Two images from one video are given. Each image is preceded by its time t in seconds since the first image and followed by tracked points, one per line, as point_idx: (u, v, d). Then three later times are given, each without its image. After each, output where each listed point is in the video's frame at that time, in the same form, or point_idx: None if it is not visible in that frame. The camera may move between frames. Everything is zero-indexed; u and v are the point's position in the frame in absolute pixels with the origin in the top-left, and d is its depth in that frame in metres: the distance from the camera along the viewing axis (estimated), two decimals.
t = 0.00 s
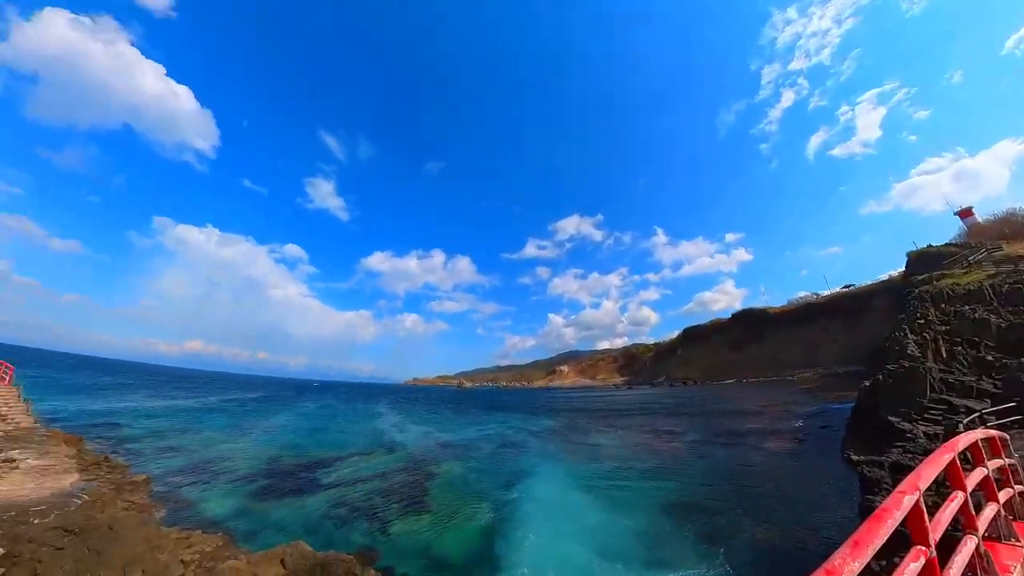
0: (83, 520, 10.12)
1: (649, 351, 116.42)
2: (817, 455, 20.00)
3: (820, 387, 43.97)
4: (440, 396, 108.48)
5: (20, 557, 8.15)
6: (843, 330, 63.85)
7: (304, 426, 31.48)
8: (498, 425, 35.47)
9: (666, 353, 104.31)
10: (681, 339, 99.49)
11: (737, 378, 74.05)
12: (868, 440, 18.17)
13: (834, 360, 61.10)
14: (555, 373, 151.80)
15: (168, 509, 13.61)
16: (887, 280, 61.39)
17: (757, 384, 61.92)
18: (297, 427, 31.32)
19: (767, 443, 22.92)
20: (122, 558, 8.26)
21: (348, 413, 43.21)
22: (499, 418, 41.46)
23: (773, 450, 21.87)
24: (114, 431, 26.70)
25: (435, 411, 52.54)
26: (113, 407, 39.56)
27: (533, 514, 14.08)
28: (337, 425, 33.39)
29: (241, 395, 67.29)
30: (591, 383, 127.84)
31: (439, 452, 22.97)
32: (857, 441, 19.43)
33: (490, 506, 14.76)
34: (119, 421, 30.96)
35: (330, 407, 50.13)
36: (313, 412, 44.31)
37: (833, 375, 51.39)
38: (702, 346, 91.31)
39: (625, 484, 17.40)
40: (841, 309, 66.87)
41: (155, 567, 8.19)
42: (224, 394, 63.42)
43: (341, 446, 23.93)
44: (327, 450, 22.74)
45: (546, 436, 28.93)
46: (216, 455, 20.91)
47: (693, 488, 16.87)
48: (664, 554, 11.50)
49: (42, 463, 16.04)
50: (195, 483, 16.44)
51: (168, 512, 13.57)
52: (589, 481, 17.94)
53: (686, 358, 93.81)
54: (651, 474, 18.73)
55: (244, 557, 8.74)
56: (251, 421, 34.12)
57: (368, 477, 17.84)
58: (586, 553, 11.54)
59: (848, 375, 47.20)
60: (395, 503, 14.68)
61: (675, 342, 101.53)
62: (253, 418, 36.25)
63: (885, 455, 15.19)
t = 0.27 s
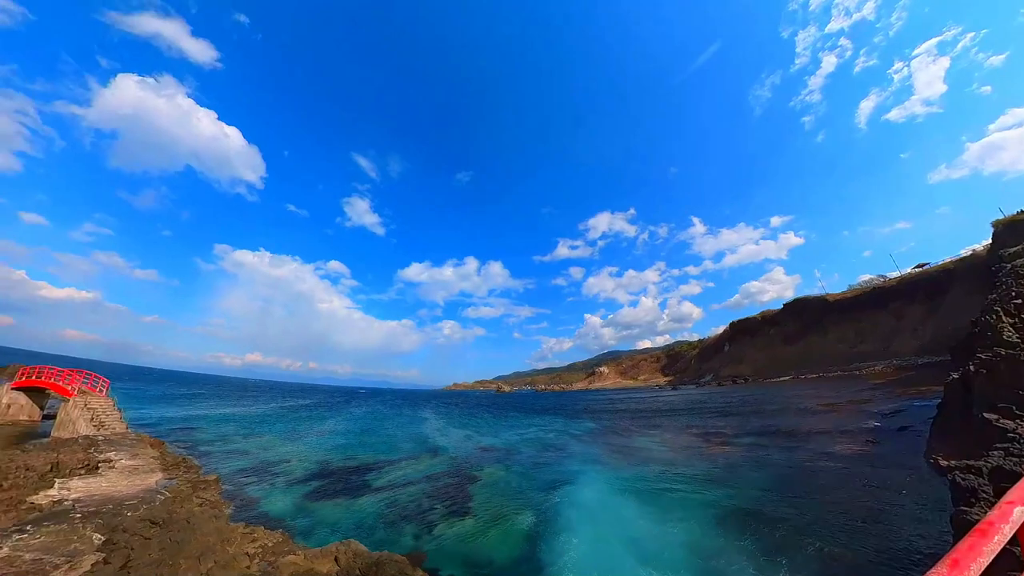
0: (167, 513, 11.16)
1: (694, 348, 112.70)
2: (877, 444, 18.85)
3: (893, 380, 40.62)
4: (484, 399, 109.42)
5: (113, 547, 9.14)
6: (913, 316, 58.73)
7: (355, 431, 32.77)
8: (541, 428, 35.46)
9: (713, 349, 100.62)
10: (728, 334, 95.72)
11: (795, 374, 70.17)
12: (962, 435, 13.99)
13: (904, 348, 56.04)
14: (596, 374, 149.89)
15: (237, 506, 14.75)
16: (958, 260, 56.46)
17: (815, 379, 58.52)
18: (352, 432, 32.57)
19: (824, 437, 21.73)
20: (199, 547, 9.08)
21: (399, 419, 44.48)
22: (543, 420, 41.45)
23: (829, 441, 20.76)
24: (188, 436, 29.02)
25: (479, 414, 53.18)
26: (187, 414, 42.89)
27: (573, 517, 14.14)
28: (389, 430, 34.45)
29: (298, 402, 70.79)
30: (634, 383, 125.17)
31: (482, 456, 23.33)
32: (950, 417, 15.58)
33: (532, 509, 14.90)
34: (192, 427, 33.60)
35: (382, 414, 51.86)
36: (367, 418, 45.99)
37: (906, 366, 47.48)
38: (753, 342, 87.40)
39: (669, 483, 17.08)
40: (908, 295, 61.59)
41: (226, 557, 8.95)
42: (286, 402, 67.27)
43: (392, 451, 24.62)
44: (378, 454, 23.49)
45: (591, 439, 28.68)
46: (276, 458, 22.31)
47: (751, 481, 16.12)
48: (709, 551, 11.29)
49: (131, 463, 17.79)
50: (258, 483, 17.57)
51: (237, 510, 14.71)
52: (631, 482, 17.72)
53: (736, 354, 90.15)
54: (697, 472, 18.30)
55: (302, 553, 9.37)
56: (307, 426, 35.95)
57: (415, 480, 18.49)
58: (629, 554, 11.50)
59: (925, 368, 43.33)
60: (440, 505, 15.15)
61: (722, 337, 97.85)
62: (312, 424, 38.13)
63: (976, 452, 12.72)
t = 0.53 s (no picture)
0: (192, 511, 11.45)
1: (711, 346, 111.13)
2: (902, 443, 18.36)
3: (921, 377, 39.44)
4: (500, 400, 109.45)
5: (142, 543, 9.48)
6: (941, 311, 56.89)
7: (372, 432, 33.14)
8: (557, 428, 35.35)
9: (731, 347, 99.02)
10: (747, 331, 94.09)
11: (817, 372, 68.65)
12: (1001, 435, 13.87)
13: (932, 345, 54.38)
14: (611, 374, 148.84)
15: (259, 504, 15.12)
16: (989, 252, 54.61)
17: (838, 377, 57.15)
18: (370, 432, 32.97)
19: (847, 436, 21.24)
20: (222, 543, 9.36)
21: (415, 420, 44.85)
22: (558, 420, 41.31)
23: (852, 440, 20.29)
24: (212, 436, 29.76)
25: (494, 415, 53.21)
26: (211, 415, 43.93)
27: (588, 517, 14.14)
28: (406, 430, 34.77)
29: (316, 403, 71.82)
30: (651, 383, 123.90)
31: (497, 457, 23.42)
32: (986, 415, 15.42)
33: (546, 510, 14.93)
34: (216, 428, 34.42)
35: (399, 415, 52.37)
36: (383, 419, 46.50)
37: (936, 364, 46.03)
38: (773, 339, 85.72)
39: (685, 483, 16.93)
40: (936, 289, 59.64)
41: (248, 554, 9.19)
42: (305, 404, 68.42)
43: (409, 451, 24.84)
44: (394, 454, 23.75)
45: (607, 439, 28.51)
46: (296, 458, 22.73)
47: (769, 483, 15.90)
48: (725, 551, 11.20)
49: (159, 462, 18.38)
50: (279, 482, 17.94)
51: (258, 508, 15.08)
52: (647, 482, 17.61)
53: (755, 352, 88.56)
54: (714, 472, 18.09)
55: (321, 551, 9.58)
56: (325, 427, 36.51)
57: (430, 480, 18.66)
58: (644, 555, 11.48)
59: (955, 365, 41.98)
60: (456, 506, 15.29)
61: (740, 335, 96.24)
62: (330, 425, 38.72)
63: (1021, 455, 12.50)
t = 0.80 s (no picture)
0: (214, 509, 11.72)
1: (726, 344, 109.78)
2: (924, 443, 17.94)
3: (945, 374, 38.59)
4: (512, 400, 109.47)
5: (166, 540, 9.76)
6: (966, 306, 55.54)
7: (386, 432, 33.42)
8: (570, 428, 35.26)
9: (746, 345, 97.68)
10: (762, 328, 92.74)
11: (836, 369, 67.55)
12: None
13: (958, 340, 53.14)
14: (623, 373, 147.97)
15: (277, 503, 15.42)
16: (1017, 244, 53.14)
17: (857, 374, 55.99)
18: (384, 432, 33.33)
19: (867, 435, 20.83)
20: (242, 541, 9.58)
21: (428, 420, 45.16)
22: (571, 420, 41.19)
23: (871, 440, 19.88)
24: (231, 436, 30.35)
25: (507, 415, 53.24)
26: (229, 416, 44.78)
27: (601, 517, 14.13)
28: (420, 430, 35.04)
29: (331, 404, 72.66)
30: (664, 382, 122.86)
31: (509, 457, 23.48)
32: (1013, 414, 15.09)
33: (559, 510, 14.94)
34: (234, 428, 35.07)
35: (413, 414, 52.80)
36: (397, 418, 46.92)
37: (961, 359, 44.94)
38: (790, 336, 84.52)
39: (699, 484, 16.80)
40: (961, 282, 58.24)
41: (266, 551, 9.40)
42: (320, 404, 69.20)
43: (423, 451, 25.07)
44: (408, 454, 23.97)
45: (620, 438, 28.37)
46: (312, 458, 23.08)
47: (786, 483, 15.70)
48: (739, 552, 11.11)
49: (181, 461, 18.86)
50: (296, 482, 18.25)
51: (276, 506, 15.37)
52: (660, 482, 17.51)
53: (771, 349, 87.26)
54: (729, 472, 17.93)
55: (338, 548, 9.75)
56: (340, 427, 36.95)
57: (443, 480, 18.81)
58: (657, 554, 11.44)
59: (982, 361, 40.94)
60: (469, 506, 15.40)
61: (755, 332, 95.03)
62: (345, 425, 39.20)
63: None
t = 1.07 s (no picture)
0: (233, 507, 11.96)
1: (741, 341, 108.31)
2: (948, 444, 17.46)
3: (972, 371, 37.64)
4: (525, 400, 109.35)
5: (188, 538, 10.00)
6: (993, 300, 54.14)
7: (400, 433, 33.69)
8: (583, 428, 35.16)
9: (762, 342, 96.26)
10: (778, 326, 91.26)
11: (857, 366, 66.39)
12: None
13: (985, 337, 51.80)
14: (635, 372, 146.96)
15: (294, 502, 15.68)
16: None
17: (878, 372, 54.74)
18: (399, 433, 33.62)
19: (888, 435, 20.36)
20: (261, 539, 9.78)
21: (442, 420, 45.42)
22: (585, 420, 41.09)
23: (893, 440, 19.43)
24: (249, 437, 30.94)
25: (521, 416, 53.20)
26: (247, 417, 45.61)
27: (613, 518, 14.08)
28: (434, 430, 35.29)
29: (345, 406, 73.49)
30: (678, 381, 121.66)
31: (522, 457, 23.53)
32: None
33: (571, 511, 14.91)
34: (252, 429, 35.70)
35: (426, 415, 53.16)
36: (411, 419, 47.32)
37: (988, 356, 43.79)
38: (808, 333, 83.24)
39: (713, 484, 16.63)
40: (986, 277, 56.78)
41: (284, 550, 9.58)
42: (335, 405, 70.01)
43: (437, 451, 25.25)
44: (422, 455, 24.16)
45: (634, 438, 28.21)
46: (328, 458, 23.39)
47: (802, 484, 15.51)
48: (754, 553, 10.98)
49: (202, 461, 19.30)
50: (312, 481, 18.54)
51: (293, 506, 15.63)
52: (674, 482, 17.40)
53: (788, 347, 85.87)
54: (745, 472, 17.75)
55: (353, 547, 9.89)
56: (355, 428, 37.37)
57: (456, 480, 18.93)
58: (670, 555, 11.38)
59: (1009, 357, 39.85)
60: (482, 506, 15.48)
61: (770, 330, 93.74)
62: (360, 426, 39.64)
63: None
